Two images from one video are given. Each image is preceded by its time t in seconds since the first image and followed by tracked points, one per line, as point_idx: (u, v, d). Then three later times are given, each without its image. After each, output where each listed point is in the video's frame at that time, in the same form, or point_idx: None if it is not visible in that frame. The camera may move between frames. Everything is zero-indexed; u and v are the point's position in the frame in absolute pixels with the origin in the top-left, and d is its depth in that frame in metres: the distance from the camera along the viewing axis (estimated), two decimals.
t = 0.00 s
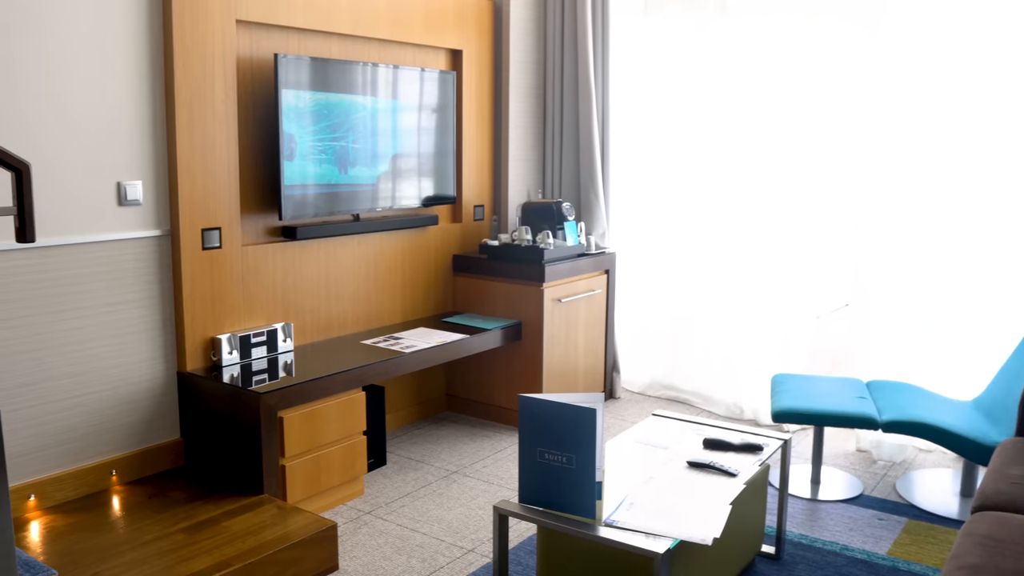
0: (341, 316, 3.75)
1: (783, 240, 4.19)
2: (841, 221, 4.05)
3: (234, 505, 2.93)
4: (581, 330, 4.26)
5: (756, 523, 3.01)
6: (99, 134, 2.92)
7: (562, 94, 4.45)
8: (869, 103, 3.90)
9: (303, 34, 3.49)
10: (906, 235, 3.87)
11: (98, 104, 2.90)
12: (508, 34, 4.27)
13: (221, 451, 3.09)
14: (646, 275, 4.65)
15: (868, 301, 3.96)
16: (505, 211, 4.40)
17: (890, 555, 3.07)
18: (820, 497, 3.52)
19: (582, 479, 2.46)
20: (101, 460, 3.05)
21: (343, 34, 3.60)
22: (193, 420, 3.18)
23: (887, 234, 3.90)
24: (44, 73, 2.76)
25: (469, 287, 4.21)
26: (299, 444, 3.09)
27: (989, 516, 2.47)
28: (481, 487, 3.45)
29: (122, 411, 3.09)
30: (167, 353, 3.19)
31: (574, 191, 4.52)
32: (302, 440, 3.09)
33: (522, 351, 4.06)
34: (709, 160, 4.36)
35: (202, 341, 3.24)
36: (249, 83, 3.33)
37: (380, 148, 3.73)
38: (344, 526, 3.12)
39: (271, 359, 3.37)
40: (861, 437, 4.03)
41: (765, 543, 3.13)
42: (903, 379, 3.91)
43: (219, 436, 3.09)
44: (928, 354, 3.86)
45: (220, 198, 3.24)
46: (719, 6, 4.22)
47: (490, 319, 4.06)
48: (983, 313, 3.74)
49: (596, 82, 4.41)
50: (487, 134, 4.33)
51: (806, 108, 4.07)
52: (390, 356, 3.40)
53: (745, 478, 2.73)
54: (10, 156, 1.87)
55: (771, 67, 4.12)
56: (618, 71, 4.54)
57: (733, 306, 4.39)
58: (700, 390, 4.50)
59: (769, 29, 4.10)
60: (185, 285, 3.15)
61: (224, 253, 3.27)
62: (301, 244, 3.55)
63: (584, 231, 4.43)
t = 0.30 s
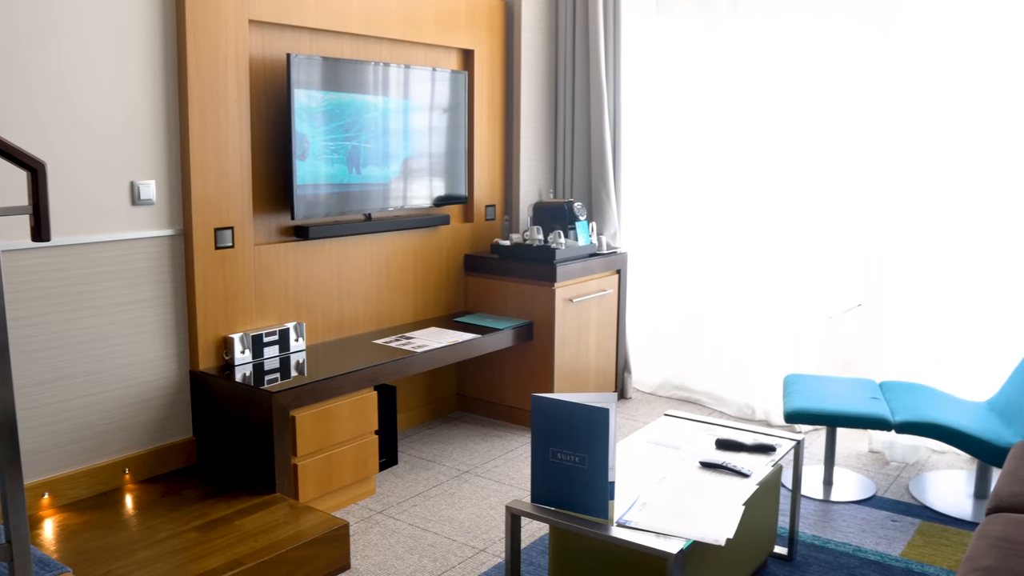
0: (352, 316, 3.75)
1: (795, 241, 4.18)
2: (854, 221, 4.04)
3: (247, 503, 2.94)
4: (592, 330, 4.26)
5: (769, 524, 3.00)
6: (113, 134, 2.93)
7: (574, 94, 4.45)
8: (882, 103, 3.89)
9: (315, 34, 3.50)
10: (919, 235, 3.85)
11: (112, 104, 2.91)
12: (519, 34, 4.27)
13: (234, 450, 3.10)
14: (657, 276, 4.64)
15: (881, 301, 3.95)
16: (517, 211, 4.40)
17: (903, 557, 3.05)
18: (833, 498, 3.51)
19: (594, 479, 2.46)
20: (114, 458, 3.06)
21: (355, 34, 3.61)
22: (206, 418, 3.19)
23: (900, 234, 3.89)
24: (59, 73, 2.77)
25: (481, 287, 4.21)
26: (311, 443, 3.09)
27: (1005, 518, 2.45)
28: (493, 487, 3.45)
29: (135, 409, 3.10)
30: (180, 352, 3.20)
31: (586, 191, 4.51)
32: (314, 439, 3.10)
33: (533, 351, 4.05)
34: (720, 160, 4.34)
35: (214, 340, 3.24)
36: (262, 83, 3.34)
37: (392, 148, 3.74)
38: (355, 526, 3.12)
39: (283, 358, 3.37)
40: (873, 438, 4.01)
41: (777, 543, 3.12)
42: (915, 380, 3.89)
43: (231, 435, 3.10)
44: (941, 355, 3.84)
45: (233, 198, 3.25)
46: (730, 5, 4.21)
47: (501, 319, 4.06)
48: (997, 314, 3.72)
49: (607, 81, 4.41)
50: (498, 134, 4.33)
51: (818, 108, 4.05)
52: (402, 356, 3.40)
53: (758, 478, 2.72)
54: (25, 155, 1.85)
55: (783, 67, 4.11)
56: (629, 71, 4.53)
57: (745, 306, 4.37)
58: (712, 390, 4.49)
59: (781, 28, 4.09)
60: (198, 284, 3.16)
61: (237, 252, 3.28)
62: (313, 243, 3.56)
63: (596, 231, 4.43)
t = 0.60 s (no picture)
0: (365, 316, 3.76)
1: (808, 241, 4.16)
2: (867, 221, 4.02)
3: (260, 502, 2.95)
4: (604, 330, 4.25)
5: (782, 525, 2.99)
6: (128, 135, 2.94)
7: (586, 93, 4.45)
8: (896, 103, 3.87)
9: (328, 35, 3.51)
10: (933, 236, 3.83)
11: (127, 104, 2.93)
12: (532, 34, 4.27)
13: (247, 449, 3.11)
14: (670, 276, 4.63)
15: (895, 302, 3.93)
16: (529, 211, 4.40)
17: (917, 559, 3.03)
18: (846, 499, 3.49)
19: (607, 479, 2.45)
20: (129, 456, 3.08)
21: (368, 34, 3.62)
22: (220, 417, 3.20)
23: (914, 235, 3.87)
24: (74, 74, 2.78)
25: (493, 287, 4.22)
26: (324, 443, 3.10)
27: (1020, 521, 2.43)
28: (505, 487, 3.45)
29: (149, 408, 3.12)
30: (193, 351, 3.22)
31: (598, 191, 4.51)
32: (327, 439, 3.11)
33: (546, 351, 4.05)
34: (733, 160, 4.33)
35: (228, 340, 3.26)
36: (275, 83, 3.35)
37: (404, 149, 3.74)
38: (368, 525, 3.13)
39: (296, 357, 3.39)
40: (887, 440, 3.99)
41: (790, 545, 3.11)
42: (929, 381, 3.87)
43: (244, 434, 3.11)
44: (955, 356, 3.82)
45: (247, 198, 3.26)
46: (743, 5, 4.20)
47: (513, 319, 4.06)
48: (1012, 315, 3.70)
49: (619, 81, 4.40)
50: (510, 133, 4.33)
51: (831, 108, 4.04)
52: (414, 356, 3.41)
53: (771, 480, 2.71)
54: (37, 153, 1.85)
55: (796, 67, 4.09)
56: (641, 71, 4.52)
57: (757, 307, 4.36)
58: (724, 391, 4.48)
59: (794, 28, 4.07)
60: (212, 284, 3.17)
61: (250, 252, 3.29)
62: (326, 244, 3.57)
63: (608, 232, 4.42)
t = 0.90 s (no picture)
0: (377, 315, 3.76)
1: (822, 241, 4.14)
2: (882, 221, 3.99)
3: (273, 501, 2.95)
4: (617, 330, 4.24)
5: (796, 527, 2.97)
6: (142, 134, 2.95)
7: (599, 93, 4.44)
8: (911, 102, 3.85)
9: (341, 34, 3.51)
10: (949, 235, 3.80)
11: (140, 103, 2.93)
12: (545, 34, 4.26)
13: (260, 449, 3.11)
14: (683, 276, 4.61)
15: (911, 303, 3.90)
16: (542, 210, 4.39)
17: (932, 561, 3.01)
18: (860, 501, 3.47)
19: (620, 479, 2.44)
20: (142, 455, 3.08)
21: (382, 33, 3.62)
22: (233, 416, 3.20)
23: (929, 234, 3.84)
24: (89, 72, 2.79)
25: (505, 287, 4.21)
26: (336, 442, 3.10)
27: None
28: (517, 487, 3.44)
29: (163, 406, 3.12)
30: (207, 350, 3.22)
31: (611, 190, 4.50)
32: (339, 438, 3.10)
33: (558, 351, 4.04)
34: (746, 160, 4.31)
35: (240, 339, 3.26)
36: (288, 83, 3.36)
37: (417, 148, 3.74)
38: (380, 524, 3.13)
39: (309, 356, 3.39)
40: (902, 441, 3.97)
41: (804, 547, 3.09)
42: (945, 382, 3.84)
43: (257, 434, 3.11)
44: (971, 357, 3.79)
45: (260, 197, 3.26)
46: (757, 3, 4.18)
47: (526, 318, 4.05)
48: None
49: (633, 80, 4.39)
50: (523, 133, 4.32)
51: (846, 107, 4.01)
52: (427, 355, 3.40)
53: (786, 481, 2.69)
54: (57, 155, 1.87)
55: (810, 66, 4.07)
56: (655, 70, 4.51)
57: (771, 307, 4.34)
58: (737, 391, 4.46)
59: (809, 27, 4.05)
60: (225, 283, 3.17)
61: (263, 251, 3.29)
62: (339, 243, 3.57)
63: (621, 231, 4.41)
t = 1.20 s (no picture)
0: (389, 315, 3.75)
1: (835, 242, 4.12)
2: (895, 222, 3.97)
3: (284, 502, 2.95)
4: (629, 331, 4.22)
5: (810, 529, 2.95)
6: (155, 134, 2.95)
7: (611, 93, 4.42)
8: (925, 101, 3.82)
9: (354, 34, 3.51)
10: (963, 235, 3.78)
11: (153, 103, 2.94)
12: (557, 33, 4.25)
13: (272, 449, 3.11)
14: (694, 277, 4.60)
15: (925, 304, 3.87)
16: (554, 211, 4.38)
17: (947, 564, 2.99)
18: (874, 503, 3.45)
19: (633, 481, 2.43)
20: (154, 455, 3.08)
21: (394, 33, 3.61)
22: (244, 416, 3.20)
23: (943, 235, 3.82)
24: (102, 71, 2.79)
25: (517, 287, 4.20)
26: (348, 443, 3.09)
27: None
28: (529, 488, 3.43)
29: (175, 406, 3.13)
30: (219, 350, 3.22)
31: (623, 191, 4.49)
32: (351, 438, 3.10)
33: (570, 351, 4.03)
34: (758, 160, 4.30)
35: (252, 339, 3.26)
36: (300, 83, 3.35)
37: (429, 148, 3.73)
38: (392, 525, 3.12)
39: (320, 357, 3.38)
40: (915, 443, 3.94)
41: (818, 549, 3.07)
42: (959, 384, 3.81)
43: (269, 434, 3.11)
44: (986, 359, 3.77)
45: (272, 197, 3.26)
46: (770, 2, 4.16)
47: (537, 319, 4.04)
48: None
49: (645, 80, 4.38)
50: (535, 133, 4.32)
51: (860, 107, 3.99)
52: (439, 355, 3.40)
53: (800, 483, 2.68)
54: (70, 155, 1.91)
55: (823, 66, 4.05)
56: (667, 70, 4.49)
57: (783, 308, 4.32)
58: (749, 393, 4.44)
59: (821, 26, 4.03)
60: (237, 283, 3.17)
61: (276, 251, 3.29)
62: (351, 243, 3.56)
63: (633, 232, 4.39)
